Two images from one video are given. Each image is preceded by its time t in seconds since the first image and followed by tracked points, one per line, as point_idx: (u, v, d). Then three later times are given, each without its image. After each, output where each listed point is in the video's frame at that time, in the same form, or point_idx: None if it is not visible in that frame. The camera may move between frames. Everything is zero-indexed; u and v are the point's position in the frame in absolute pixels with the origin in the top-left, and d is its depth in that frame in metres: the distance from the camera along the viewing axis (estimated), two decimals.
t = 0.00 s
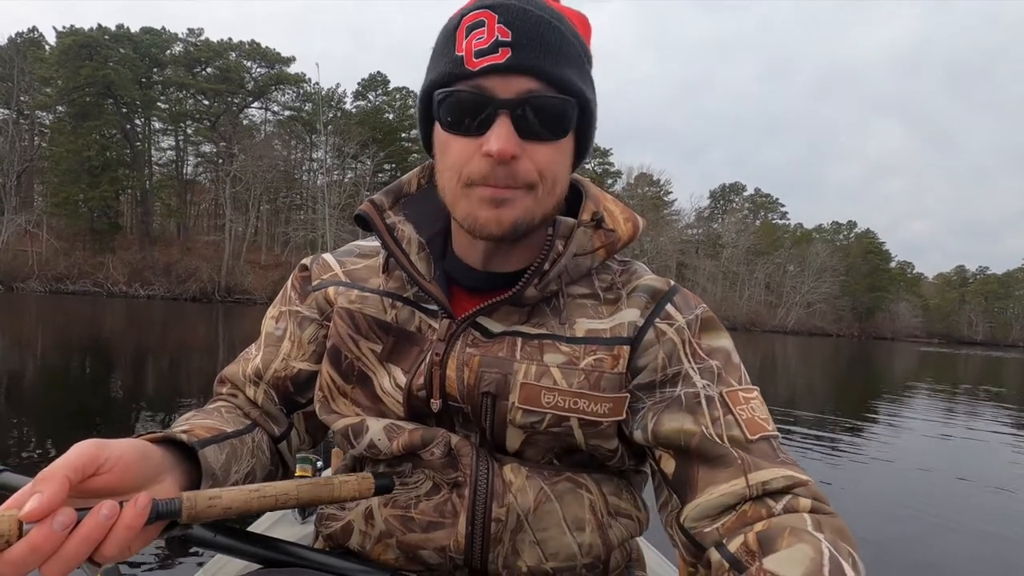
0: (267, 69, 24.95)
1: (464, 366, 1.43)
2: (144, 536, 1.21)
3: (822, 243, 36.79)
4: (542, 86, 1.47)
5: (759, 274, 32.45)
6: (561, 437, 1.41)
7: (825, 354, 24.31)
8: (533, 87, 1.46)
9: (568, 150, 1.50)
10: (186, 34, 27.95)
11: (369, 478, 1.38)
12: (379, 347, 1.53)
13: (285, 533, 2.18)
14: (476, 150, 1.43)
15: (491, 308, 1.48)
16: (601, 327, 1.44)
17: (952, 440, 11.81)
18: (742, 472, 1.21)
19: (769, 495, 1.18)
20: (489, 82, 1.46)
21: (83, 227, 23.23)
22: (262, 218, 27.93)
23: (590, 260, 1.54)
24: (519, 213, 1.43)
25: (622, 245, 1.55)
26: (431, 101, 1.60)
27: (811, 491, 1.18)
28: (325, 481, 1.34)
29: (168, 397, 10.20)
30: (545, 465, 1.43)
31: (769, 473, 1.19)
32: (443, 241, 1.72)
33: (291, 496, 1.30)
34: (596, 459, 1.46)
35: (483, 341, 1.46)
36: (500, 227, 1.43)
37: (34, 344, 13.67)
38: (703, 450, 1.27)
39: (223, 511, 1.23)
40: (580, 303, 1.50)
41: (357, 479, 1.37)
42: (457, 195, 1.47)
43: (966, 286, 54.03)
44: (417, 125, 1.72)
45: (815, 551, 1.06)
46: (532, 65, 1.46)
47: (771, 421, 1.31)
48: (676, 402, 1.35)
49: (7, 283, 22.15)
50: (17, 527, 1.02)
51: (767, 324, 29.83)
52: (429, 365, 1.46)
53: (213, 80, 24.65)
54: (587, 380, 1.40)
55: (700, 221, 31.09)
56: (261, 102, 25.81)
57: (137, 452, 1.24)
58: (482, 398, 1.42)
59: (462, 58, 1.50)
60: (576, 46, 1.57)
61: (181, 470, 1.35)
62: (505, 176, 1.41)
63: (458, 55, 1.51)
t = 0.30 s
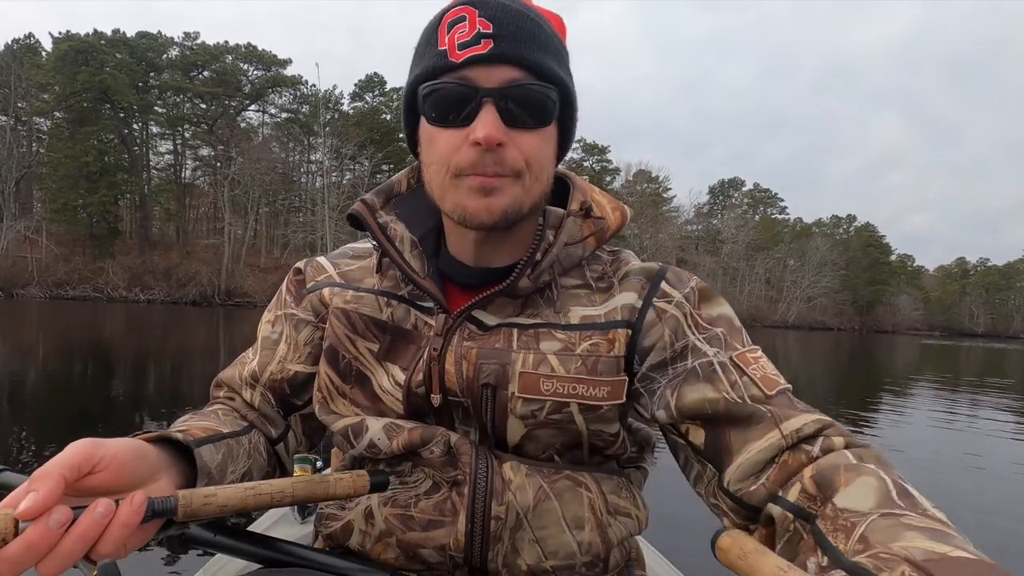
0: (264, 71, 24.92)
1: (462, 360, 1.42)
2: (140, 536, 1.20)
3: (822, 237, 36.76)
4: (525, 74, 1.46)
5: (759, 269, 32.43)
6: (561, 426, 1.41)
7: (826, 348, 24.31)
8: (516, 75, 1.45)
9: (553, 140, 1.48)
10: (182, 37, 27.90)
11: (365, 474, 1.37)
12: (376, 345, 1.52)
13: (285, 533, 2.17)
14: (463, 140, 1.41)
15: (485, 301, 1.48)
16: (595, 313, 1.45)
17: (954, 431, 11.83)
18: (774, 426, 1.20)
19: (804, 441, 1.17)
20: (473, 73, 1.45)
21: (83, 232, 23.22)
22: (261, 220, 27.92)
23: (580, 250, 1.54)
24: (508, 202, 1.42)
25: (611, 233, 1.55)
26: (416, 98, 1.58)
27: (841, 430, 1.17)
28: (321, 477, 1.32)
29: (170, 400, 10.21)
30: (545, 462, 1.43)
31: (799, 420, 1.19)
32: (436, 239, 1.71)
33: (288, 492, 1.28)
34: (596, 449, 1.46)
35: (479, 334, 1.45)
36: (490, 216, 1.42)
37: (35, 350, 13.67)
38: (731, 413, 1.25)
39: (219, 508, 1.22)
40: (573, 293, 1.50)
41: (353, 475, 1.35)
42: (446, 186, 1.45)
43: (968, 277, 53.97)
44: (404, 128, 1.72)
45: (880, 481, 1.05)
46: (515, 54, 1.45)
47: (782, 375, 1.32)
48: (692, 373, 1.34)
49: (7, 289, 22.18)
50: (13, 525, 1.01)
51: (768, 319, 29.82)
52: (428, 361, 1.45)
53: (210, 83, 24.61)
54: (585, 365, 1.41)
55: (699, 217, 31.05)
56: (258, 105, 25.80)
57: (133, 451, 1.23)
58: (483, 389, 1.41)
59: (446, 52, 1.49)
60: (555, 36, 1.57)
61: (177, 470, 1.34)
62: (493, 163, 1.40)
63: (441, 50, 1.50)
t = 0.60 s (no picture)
0: (265, 70, 24.93)
1: (462, 358, 1.42)
2: (138, 535, 1.19)
3: (823, 237, 36.82)
4: (518, 74, 1.46)
5: (759, 270, 32.50)
6: (562, 423, 1.41)
7: (826, 348, 24.32)
8: (508, 77, 1.45)
9: (546, 140, 1.48)
10: (182, 36, 27.88)
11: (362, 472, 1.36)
12: (375, 345, 1.51)
13: (285, 534, 2.17)
14: (457, 140, 1.41)
15: (485, 299, 1.47)
16: (592, 308, 1.45)
17: (951, 431, 11.89)
18: (794, 406, 1.20)
19: (824, 417, 1.17)
20: (468, 73, 1.45)
21: (83, 231, 23.21)
22: (262, 219, 27.93)
23: (577, 246, 1.54)
24: (501, 205, 1.41)
25: (607, 231, 1.55)
26: (410, 99, 1.58)
27: (858, 406, 1.18)
28: (319, 475, 1.31)
29: (171, 400, 10.21)
30: (544, 461, 1.43)
31: (816, 397, 1.19)
32: (432, 238, 1.70)
33: (286, 490, 1.27)
34: (597, 446, 1.46)
35: (478, 332, 1.45)
36: (484, 218, 1.41)
37: (35, 349, 13.68)
38: (751, 398, 1.25)
39: (217, 507, 1.21)
40: (571, 290, 1.50)
41: (351, 473, 1.34)
42: (441, 187, 1.44)
43: (968, 278, 54.00)
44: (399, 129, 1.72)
45: (923, 455, 1.05)
46: (509, 54, 1.45)
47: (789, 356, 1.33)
48: (706, 362, 1.34)
49: (7, 288, 22.19)
50: (10, 526, 1.01)
51: (768, 319, 29.84)
52: (427, 359, 1.45)
53: (210, 82, 24.59)
54: (584, 360, 1.41)
55: (699, 216, 31.42)
56: (258, 104, 25.80)
57: (131, 451, 1.23)
58: (482, 386, 1.41)
59: (440, 52, 1.49)
60: (547, 38, 1.57)
61: (175, 469, 1.33)
62: (487, 163, 1.39)
63: (436, 49, 1.50)
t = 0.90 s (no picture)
0: (266, 70, 24.96)
1: (462, 357, 1.41)
2: (135, 531, 1.19)
3: (823, 239, 36.82)
4: (517, 75, 1.45)
5: (759, 272, 32.52)
6: (563, 421, 1.40)
7: (826, 350, 24.33)
8: (507, 78, 1.45)
9: (544, 141, 1.48)
10: (183, 35, 27.89)
11: (360, 471, 1.35)
12: (374, 344, 1.50)
13: (285, 533, 2.16)
14: (455, 141, 1.40)
15: (485, 298, 1.46)
16: (592, 307, 1.45)
17: (952, 434, 11.90)
18: (793, 407, 1.20)
19: (823, 418, 1.17)
20: (466, 74, 1.44)
21: (83, 229, 23.25)
22: (262, 219, 27.94)
23: (576, 245, 1.53)
24: (499, 206, 1.40)
25: (606, 230, 1.54)
26: (409, 97, 1.57)
27: (855, 405, 1.19)
28: (316, 473, 1.30)
29: (171, 398, 10.22)
30: (545, 461, 1.42)
31: (817, 398, 1.19)
32: (431, 238, 1.69)
33: (282, 489, 1.28)
34: (596, 445, 1.45)
35: (478, 331, 1.44)
36: (481, 220, 1.40)
37: (34, 347, 13.69)
38: (751, 400, 1.25)
39: (214, 504, 1.20)
40: (570, 289, 1.49)
41: (349, 471, 1.34)
42: (438, 189, 1.43)
43: (969, 281, 53.96)
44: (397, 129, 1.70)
45: (921, 460, 1.04)
46: (507, 56, 1.45)
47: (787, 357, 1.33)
48: (706, 363, 1.34)
49: (7, 286, 22.23)
50: (6, 522, 1.00)
51: (768, 321, 29.86)
52: (427, 358, 1.44)
53: (212, 81, 24.60)
54: (584, 359, 1.40)
55: (700, 218, 30.99)
56: (259, 104, 25.83)
57: (129, 448, 1.22)
58: (482, 385, 1.40)
59: (439, 53, 1.48)
60: (546, 39, 1.56)
61: (173, 467, 1.33)
62: (484, 166, 1.39)
63: (433, 51, 1.49)
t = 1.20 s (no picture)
0: (264, 70, 24.93)
1: (462, 351, 1.41)
2: (128, 530, 1.20)
3: (822, 238, 36.84)
4: (511, 76, 1.46)
5: (758, 271, 32.55)
6: (564, 413, 1.40)
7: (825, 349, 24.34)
8: (503, 78, 1.44)
9: (539, 144, 1.49)
10: (181, 35, 27.81)
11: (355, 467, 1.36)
12: (372, 343, 1.50)
13: (285, 533, 2.16)
14: (451, 142, 1.40)
15: (484, 293, 1.46)
16: (590, 297, 1.46)
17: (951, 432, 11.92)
18: (807, 383, 1.26)
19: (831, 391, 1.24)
20: (463, 74, 1.44)
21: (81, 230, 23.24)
22: (261, 219, 27.91)
23: (572, 239, 1.54)
24: (493, 207, 1.41)
25: (601, 223, 1.56)
26: (404, 98, 1.57)
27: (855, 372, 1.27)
28: (313, 470, 1.31)
29: (169, 399, 10.20)
30: (544, 458, 1.42)
31: (823, 373, 1.26)
32: (426, 236, 1.69)
33: (280, 486, 1.28)
34: (596, 440, 1.46)
35: (477, 326, 1.44)
36: (476, 221, 1.41)
37: (33, 348, 13.70)
38: (768, 379, 1.30)
39: (209, 501, 1.21)
40: (567, 283, 1.50)
41: (346, 468, 1.34)
42: (433, 189, 1.43)
43: (967, 279, 54.00)
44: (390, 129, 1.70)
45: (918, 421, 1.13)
46: (503, 58, 1.45)
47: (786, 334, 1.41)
48: (719, 350, 1.39)
49: (5, 287, 22.25)
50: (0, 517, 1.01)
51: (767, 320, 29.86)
52: (427, 355, 1.44)
53: (210, 81, 24.53)
54: (584, 348, 1.41)
55: (699, 217, 31.56)
56: (257, 104, 25.83)
57: (122, 445, 1.23)
58: (484, 378, 1.40)
59: (434, 54, 1.48)
60: (539, 40, 1.56)
61: (169, 464, 1.33)
62: (479, 168, 1.39)
63: (429, 52, 1.49)
